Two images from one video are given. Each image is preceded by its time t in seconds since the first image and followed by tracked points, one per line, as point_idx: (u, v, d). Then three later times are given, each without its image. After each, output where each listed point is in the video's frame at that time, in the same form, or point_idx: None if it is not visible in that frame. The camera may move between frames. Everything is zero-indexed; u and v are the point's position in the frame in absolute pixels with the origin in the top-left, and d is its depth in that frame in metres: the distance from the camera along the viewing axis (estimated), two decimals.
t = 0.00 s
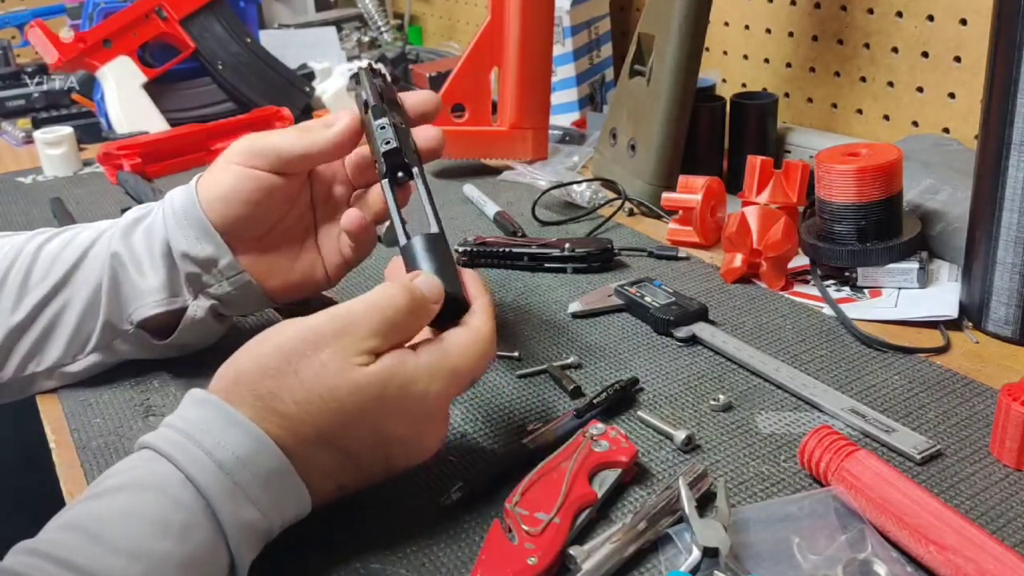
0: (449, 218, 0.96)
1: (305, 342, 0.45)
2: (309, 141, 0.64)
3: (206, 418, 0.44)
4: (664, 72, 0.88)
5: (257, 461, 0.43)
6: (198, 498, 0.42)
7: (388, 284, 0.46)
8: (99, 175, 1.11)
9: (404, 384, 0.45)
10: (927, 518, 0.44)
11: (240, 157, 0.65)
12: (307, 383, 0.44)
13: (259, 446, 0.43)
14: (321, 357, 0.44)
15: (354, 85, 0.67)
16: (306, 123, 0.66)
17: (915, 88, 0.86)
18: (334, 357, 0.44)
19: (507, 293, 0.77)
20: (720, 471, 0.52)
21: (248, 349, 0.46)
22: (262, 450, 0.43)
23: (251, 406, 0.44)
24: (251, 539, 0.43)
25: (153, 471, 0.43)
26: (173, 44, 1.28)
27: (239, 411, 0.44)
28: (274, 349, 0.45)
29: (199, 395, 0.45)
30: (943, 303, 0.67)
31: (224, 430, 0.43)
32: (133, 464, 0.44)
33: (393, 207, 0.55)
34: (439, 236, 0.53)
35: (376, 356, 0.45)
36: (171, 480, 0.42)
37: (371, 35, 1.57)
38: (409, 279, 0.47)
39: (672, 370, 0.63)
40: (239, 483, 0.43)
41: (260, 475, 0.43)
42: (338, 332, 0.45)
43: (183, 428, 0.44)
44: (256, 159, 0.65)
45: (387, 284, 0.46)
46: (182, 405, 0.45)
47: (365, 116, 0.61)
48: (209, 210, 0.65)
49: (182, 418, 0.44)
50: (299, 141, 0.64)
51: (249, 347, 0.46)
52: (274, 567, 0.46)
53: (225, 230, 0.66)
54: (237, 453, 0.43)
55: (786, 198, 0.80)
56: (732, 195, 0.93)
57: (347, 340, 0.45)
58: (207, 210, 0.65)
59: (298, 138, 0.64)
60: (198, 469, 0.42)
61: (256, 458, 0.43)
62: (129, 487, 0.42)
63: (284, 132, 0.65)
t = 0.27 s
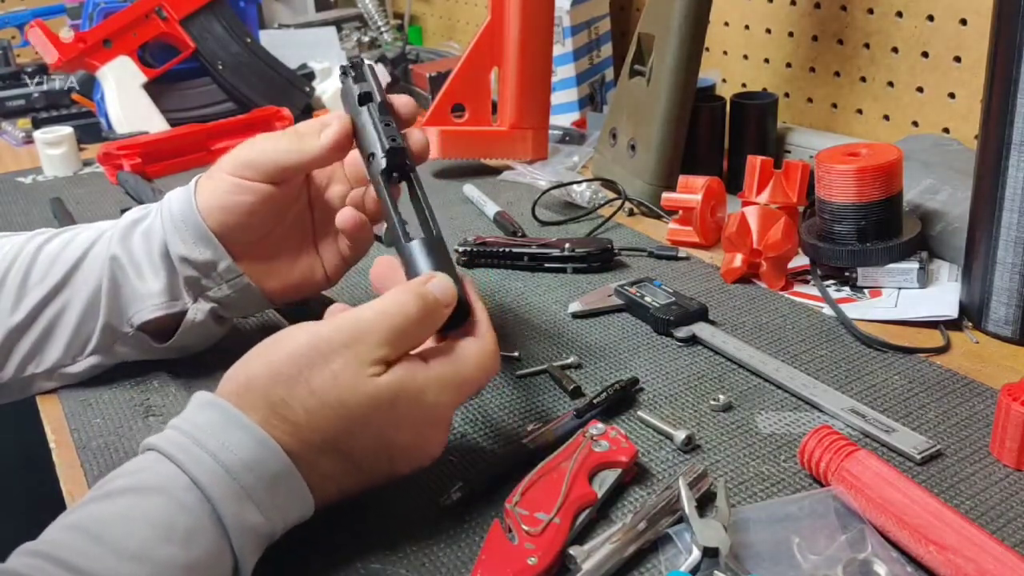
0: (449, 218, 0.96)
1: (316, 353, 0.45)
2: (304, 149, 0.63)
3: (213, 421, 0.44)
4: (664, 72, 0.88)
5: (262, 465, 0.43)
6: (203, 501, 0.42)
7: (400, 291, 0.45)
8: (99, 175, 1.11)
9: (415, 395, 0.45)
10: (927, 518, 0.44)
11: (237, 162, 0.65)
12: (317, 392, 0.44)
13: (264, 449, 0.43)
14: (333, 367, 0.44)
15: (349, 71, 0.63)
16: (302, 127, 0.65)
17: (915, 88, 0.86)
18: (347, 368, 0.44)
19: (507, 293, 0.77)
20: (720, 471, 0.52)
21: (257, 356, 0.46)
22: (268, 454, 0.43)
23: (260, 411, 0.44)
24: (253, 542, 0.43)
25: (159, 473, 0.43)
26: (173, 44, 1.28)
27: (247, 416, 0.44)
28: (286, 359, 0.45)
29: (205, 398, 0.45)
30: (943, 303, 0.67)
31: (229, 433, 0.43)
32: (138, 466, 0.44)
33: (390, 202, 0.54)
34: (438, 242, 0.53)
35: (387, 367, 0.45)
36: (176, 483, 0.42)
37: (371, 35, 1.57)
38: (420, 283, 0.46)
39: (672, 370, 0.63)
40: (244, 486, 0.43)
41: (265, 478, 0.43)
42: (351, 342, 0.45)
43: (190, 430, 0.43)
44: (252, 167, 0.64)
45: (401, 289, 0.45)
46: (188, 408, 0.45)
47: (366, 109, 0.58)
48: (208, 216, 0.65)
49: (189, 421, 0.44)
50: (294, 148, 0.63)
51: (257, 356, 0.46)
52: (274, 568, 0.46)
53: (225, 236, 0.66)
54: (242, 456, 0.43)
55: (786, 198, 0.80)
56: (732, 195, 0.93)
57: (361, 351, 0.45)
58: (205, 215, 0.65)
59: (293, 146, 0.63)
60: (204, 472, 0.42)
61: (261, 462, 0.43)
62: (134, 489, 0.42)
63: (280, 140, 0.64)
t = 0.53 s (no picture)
0: (449, 218, 0.96)
1: (319, 354, 0.44)
2: (304, 166, 0.61)
3: (217, 422, 0.43)
4: (664, 72, 0.88)
5: (265, 466, 0.43)
6: (206, 502, 0.42)
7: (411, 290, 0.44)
8: (99, 175, 1.11)
9: (417, 400, 0.45)
10: (927, 518, 0.44)
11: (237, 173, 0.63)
12: (319, 395, 0.44)
13: (267, 451, 0.43)
14: (335, 371, 0.44)
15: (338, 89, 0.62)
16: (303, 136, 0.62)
17: (914, 88, 0.86)
18: (350, 370, 0.44)
19: (507, 293, 0.77)
20: (720, 471, 0.52)
21: (257, 360, 0.45)
22: (272, 456, 0.43)
23: (262, 412, 0.44)
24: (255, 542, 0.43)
25: (161, 474, 0.43)
26: (173, 44, 1.28)
27: (250, 417, 0.44)
28: (288, 359, 0.44)
29: (209, 399, 0.45)
30: (943, 303, 0.67)
31: (232, 434, 0.43)
32: (140, 467, 0.43)
33: (400, 206, 0.53)
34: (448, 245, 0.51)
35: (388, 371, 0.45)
36: (178, 484, 0.42)
37: (371, 35, 1.57)
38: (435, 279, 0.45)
39: (672, 370, 0.63)
40: (246, 488, 0.43)
41: (268, 479, 0.43)
42: (353, 344, 0.44)
43: (192, 432, 0.43)
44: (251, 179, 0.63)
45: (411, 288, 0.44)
46: (190, 410, 0.45)
47: (371, 120, 0.57)
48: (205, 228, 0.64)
49: (191, 422, 0.44)
50: (295, 163, 0.61)
51: (257, 355, 0.46)
52: (274, 568, 0.46)
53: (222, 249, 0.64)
54: (244, 458, 0.43)
55: (786, 198, 0.80)
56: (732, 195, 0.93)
57: (364, 355, 0.44)
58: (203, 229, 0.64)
59: (293, 160, 0.61)
60: (207, 473, 0.42)
61: (264, 463, 0.43)
62: (137, 489, 0.42)
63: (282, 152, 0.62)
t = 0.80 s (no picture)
0: (449, 218, 0.96)
1: (317, 344, 0.44)
2: (302, 170, 0.61)
3: (224, 422, 0.43)
4: (664, 72, 0.88)
5: (270, 466, 0.43)
6: (211, 501, 0.42)
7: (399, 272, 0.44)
8: (99, 175, 1.11)
9: (415, 387, 0.46)
10: (927, 518, 0.44)
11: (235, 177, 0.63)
12: (323, 387, 0.44)
13: (272, 451, 0.43)
14: (334, 358, 0.44)
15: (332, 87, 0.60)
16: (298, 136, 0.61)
17: (914, 88, 0.86)
18: (347, 355, 0.44)
19: (507, 293, 0.77)
20: (720, 471, 0.52)
21: (254, 356, 0.45)
22: (277, 456, 0.43)
23: (268, 411, 0.44)
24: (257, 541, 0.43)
25: (166, 472, 0.43)
26: (173, 44, 1.28)
27: (255, 414, 0.44)
28: (288, 352, 0.44)
29: (213, 397, 0.45)
30: (943, 303, 0.67)
31: (239, 435, 0.43)
32: (146, 465, 0.43)
33: (396, 210, 0.52)
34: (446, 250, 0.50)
35: (384, 356, 0.45)
36: (184, 483, 0.42)
37: (371, 35, 1.57)
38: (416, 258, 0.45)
39: (672, 370, 0.63)
40: (251, 487, 0.43)
41: (273, 479, 0.43)
42: (348, 330, 0.44)
43: (199, 431, 0.43)
44: (251, 184, 0.63)
45: (397, 272, 0.45)
46: (194, 409, 0.45)
47: (367, 120, 0.56)
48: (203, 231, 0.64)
49: (198, 420, 0.44)
50: (292, 166, 0.61)
51: (255, 351, 0.46)
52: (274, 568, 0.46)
53: (222, 250, 0.64)
54: (252, 458, 0.43)
55: (786, 198, 0.80)
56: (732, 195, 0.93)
57: (359, 339, 0.44)
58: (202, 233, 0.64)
59: (290, 160, 0.61)
60: (212, 472, 0.42)
61: (269, 463, 0.43)
62: (141, 487, 0.42)
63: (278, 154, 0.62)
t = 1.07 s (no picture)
0: (449, 218, 0.96)
1: (327, 355, 0.44)
2: (301, 179, 0.58)
3: (227, 425, 0.43)
4: (664, 72, 0.88)
5: (271, 469, 0.43)
6: (212, 503, 0.42)
7: (415, 290, 0.44)
8: (99, 175, 1.11)
9: (422, 401, 0.45)
10: (927, 518, 0.44)
11: (229, 180, 0.62)
12: (327, 396, 0.44)
13: (274, 453, 0.43)
14: (343, 369, 0.44)
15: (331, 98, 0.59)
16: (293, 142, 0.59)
17: (914, 88, 0.86)
18: (357, 368, 0.44)
19: (507, 293, 0.77)
20: (720, 472, 0.52)
21: (263, 359, 0.45)
22: (278, 459, 0.43)
23: (271, 414, 0.44)
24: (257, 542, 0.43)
25: (167, 473, 0.42)
26: (173, 44, 1.28)
27: (259, 417, 0.44)
28: (296, 359, 0.44)
29: (217, 399, 0.45)
30: (943, 303, 0.67)
31: (242, 437, 0.43)
32: (148, 466, 0.43)
33: (404, 221, 0.51)
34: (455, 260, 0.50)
35: (395, 370, 0.45)
36: (185, 484, 0.42)
37: (371, 35, 1.57)
38: (434, 278, 0.44)
39: (672, 370, 0.63)
40: (252, 490, 0.43)
41: (274, 482, 0.43)
42: (360, 344, 0.44)
43: (201, 432, 0.43)
44: (245, 188, 0.61)
45: (412, 288, 0.44)
46: (197, 412, 0.45)
47: (369, 131, 0.55)
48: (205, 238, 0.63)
49: (201, 422, 0.44)
50: (288, 174, 0.59)
51: (264, 353, 0.46)
52: (274, 568, 0.46)
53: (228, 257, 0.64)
54: (253, 460, 0.43)
55: (786, 198, 0.80)
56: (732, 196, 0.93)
57: (370, 353, 0.44)
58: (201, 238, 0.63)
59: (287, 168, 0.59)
60: (213, 475, 0.42)
61: (271, 466, 0.43)
62: (142, 488, 0.42)
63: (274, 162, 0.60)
